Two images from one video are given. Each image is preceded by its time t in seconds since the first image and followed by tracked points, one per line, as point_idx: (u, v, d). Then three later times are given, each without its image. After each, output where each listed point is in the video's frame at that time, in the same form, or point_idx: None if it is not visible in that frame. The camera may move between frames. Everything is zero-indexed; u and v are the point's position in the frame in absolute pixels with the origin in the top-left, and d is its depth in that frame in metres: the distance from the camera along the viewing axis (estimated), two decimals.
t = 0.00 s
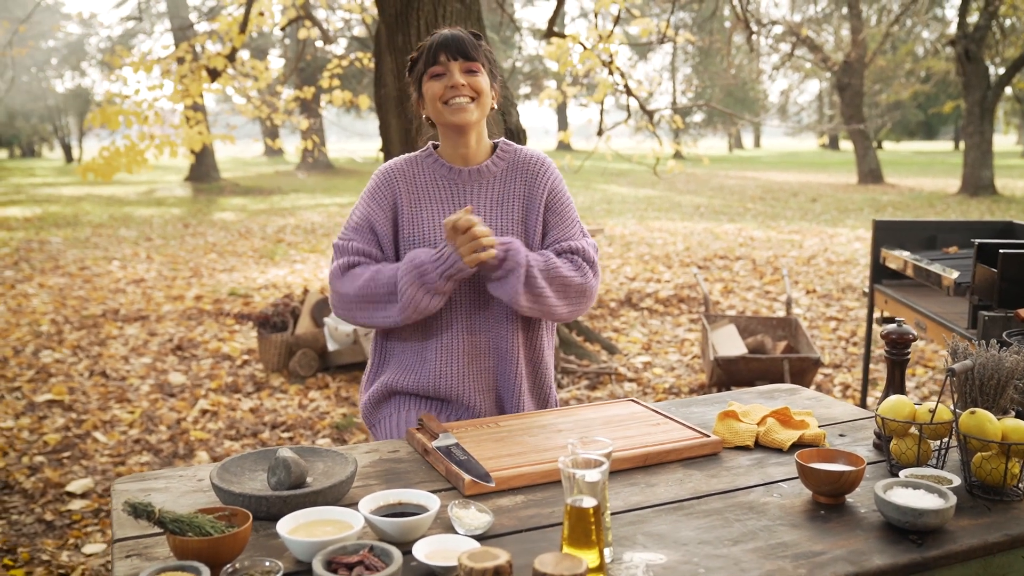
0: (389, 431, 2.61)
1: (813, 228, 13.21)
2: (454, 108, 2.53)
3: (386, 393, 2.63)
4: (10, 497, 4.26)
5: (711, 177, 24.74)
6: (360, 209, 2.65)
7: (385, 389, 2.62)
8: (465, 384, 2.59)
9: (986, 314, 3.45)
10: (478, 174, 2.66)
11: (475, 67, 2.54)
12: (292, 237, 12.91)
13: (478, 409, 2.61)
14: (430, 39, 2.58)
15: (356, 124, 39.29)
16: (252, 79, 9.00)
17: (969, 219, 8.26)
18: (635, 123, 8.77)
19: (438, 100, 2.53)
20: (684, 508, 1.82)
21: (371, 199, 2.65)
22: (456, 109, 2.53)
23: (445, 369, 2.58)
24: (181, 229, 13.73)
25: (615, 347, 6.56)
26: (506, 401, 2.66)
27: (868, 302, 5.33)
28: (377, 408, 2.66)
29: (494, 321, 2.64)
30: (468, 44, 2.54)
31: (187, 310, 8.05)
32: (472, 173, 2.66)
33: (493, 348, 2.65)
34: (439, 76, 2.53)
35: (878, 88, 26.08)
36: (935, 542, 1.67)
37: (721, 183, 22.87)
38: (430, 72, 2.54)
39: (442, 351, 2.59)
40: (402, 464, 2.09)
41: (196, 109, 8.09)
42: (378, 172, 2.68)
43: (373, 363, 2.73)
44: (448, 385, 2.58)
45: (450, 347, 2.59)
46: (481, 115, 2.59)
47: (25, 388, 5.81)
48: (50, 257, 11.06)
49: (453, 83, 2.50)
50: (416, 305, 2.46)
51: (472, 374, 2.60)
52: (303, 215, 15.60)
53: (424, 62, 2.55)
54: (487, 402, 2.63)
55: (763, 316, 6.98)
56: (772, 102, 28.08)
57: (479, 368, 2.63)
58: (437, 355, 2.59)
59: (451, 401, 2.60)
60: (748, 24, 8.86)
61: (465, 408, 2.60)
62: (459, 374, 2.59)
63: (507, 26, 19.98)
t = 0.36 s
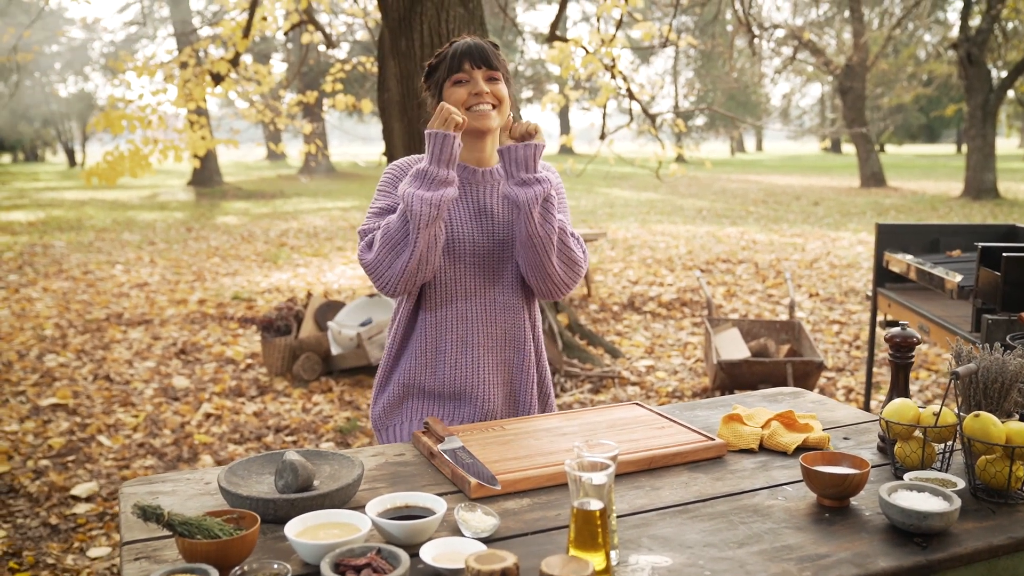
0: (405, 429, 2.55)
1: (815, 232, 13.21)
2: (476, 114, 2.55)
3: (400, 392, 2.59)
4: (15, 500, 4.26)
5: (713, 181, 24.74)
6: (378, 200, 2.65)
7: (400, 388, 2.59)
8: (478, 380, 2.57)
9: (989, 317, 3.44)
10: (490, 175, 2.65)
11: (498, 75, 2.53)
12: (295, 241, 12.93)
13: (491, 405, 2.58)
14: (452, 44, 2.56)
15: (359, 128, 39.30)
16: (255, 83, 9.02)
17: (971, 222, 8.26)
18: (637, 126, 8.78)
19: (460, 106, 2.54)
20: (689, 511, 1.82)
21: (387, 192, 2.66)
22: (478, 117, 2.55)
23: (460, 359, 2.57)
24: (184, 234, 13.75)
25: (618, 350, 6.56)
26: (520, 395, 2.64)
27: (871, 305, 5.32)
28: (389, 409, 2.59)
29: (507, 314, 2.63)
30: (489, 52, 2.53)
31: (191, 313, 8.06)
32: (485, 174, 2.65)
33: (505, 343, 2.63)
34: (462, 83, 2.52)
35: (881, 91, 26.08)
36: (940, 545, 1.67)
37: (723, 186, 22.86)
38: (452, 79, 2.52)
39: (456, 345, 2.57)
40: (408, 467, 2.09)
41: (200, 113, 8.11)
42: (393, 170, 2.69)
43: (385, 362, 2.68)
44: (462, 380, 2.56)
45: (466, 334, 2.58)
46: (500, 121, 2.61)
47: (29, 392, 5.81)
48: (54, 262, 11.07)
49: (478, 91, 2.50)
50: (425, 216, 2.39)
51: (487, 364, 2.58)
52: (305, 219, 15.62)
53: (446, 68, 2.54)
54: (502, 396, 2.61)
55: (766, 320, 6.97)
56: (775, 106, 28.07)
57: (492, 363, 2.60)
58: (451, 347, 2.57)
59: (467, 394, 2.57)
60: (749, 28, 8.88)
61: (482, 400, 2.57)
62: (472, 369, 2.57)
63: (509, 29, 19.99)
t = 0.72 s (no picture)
0: (401, 430, 2.57)
1: (819, 237, 13.19)
2: (483, 125, 2.57)
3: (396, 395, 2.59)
4: (18, 504, 4.27)
5: (717, 185, 24.72)
6: (381, 202, 2.64)
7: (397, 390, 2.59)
8: (474, 385, 2.58)
9: (991, 322, 3.43)
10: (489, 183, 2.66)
11: (511, 91, 2.60)
12: (298, 245, 12.94)
13: (485, 410, 2.59)
14: (471, 54, 2.61)
15: (363, 132, 39.32)
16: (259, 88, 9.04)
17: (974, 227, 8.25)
18: (641, 131, 8.78)
19: (469, 112, 2.56)
20: (688, 515, 1.82)
21: (390, 195, 2.65)
22: (485, 127, 2.57)
23: (456, 364, 2.57)
24: (188, 238, 13.77)
25: (621, 355, 6.56)
26: (512, 401, 2.66)
27: (873, 310, 5.31)
28: (386, 411, 2.60)
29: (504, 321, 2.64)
30: (507, 68, 2.58)
31: (194, 318, 8.07)
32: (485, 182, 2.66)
33: (500, 350, 2.64)
34: (477, 90, 2.55)
35: (885, 95, 26.03)
36: (938, 550, 1.66)
37: (727, 191, 22.84)
38: (467, 85, 2.56)
39: (454, 351, 2.58)
40: (409, 471, 2.09)
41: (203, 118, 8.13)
42: (395, 173, 2.68)
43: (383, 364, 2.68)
44: (458, 385, 2.57)
45: (463, 340, 2.59)
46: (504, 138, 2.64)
47: (33, 395, 5.83)
48: (58, 266, 11.10)
49: (490, 100, 2.54)
50: (446, 232, 2.38)
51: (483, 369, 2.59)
52: (309, 223, 15.64)
53: (464, 74, 2.58)
54: (495, 402, 2.63)
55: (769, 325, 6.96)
56: (779, 111, 28.05)
57: (487, 369, 2.61)
58: (448, 353, 2.58)
59: (460, 397, 2.58)
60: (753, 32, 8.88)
61: (476, 405, 2.59)
62: (468, 374, 2.58)
63: (513, 34, 20.01)
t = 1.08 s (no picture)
0: (396, 428, 2.56)
1: (818, 238, 13.19)
2: (488, 125, 2.58)
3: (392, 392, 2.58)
4: (17, 506, 4.28)
5: (717, 187, 24.73)
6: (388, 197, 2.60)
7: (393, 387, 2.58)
8: (471, 387, 2.59)
9: (986, 322, 3.42)
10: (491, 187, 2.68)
11: (518, 93, 2.61)
12: (298, 247, 12.95)
13: (478, 412, 2.60)
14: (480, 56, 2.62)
15: (363, 134, 39.31)
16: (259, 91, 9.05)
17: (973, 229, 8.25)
18: (640, 132, 8.77)
19: (476, 113, 2.57)
20: (682, 516, 1.81)
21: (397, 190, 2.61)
22: (490, 127, 2.58)
23: (455, 365, 2.57)
24: (188, 240, 13.79)
25: (620, 357, 6.56)
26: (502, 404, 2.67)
27: (871, 311, 5.30)
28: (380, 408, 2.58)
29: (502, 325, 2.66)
30: (515, 71, 2.60)
31: (194, 320, 8.08)
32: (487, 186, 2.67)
33: (496, 353, 2.66)
34: (484, 91, 2.57)
35: (885, 96, 26.03)
36: (930, 550, 1.66)
37: (727, 192, 22.83)
38: (475, 85, 2.57)
39: (455, 352, 2.58)
40: (404, 472, 2.09)
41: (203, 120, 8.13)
42: (402, 168, 2.65)
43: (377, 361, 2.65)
44: (455, 386, 2.57)
45: (463, 342, 2.59)
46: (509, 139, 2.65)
47: (32, 398, 5.83)
48: (58, 268, 11.11)
49: (496, 100, 2.56)
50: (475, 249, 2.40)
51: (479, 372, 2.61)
52: (309, 225, 15.65)
53: (473, 75, 2.59)
54: (487, 404, 2.64)
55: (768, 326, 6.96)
56: (779, 113, 28.05)
57: (483, 372, 2.63)
58: (448, 354, 2.58)
59: (456, 398, 2.58)
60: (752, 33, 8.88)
61: (471, 406, 2.59)
62: (465, 376, 2.58)
63: (513, 36, 20.03)
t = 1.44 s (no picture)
0: (386, 424, 2.57)
1: (814, 237, 13.18)
2: (467, 123, 2.57)
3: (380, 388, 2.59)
4: (12, 505, 4.28)
5: (714, 186, 24.72)
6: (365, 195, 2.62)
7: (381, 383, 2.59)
8: (458, 380, 2.57)
9: (980, 321, 3.41)
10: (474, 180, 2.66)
11: (495, 87, 2.59)
12: (294, 246, 12.93)
13: (468, 406, 2.58)
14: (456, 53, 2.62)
15: (360, 132, 39.27)
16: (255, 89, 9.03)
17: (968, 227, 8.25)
18: (637, 131, 8.76)
19: (453, 111, 2.56)
20: (673, 514, 1.81)
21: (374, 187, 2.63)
22: (468, 126, 2.57)
23: (441, 360, 2.57)
24: (184, 239, 13.76)
25: (615, 355, 6.56)
26: (494, 398, 2.65)
27: (865, 309, 5.30)
28: (369, 405, 2.59)
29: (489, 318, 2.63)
30: (489, 65, 2.58)
31: (189, 319, 8.07)
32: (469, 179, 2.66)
33: (485, 346, 2.64)
34: (460, 88, 2.56)
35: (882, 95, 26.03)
36: (920, 548, 1.66)
37: (723, 191, 22.84)
38: (451, 83, 2.57)
39: (438, 346, 2.57)
40: (397, 470, 2.09)
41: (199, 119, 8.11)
42: (382, 168, 2.67)
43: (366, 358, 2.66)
44: (442, 380, 2.57)
45: (448, 336, 2.58)
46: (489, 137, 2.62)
47: (27, 396, 5.82)
48: (54, 267, 11.09)
49: (471, 98, 2.54)
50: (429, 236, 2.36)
51: (467, 365, 2.59)
52: (305, 224, 15.62)
53: (449, 72, 2.59)
54: (478, 398, 2.62)
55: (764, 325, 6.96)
56: (776, 112, 28.04)
57: (471, 366, 2.61)
58: (432, 349, 2.57)
59: (444, 392, 2.57)
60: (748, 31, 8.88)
61: (460, 400, 2.58)
62: (452, 370, 2.57)
63: (510, 34, 20.01)
